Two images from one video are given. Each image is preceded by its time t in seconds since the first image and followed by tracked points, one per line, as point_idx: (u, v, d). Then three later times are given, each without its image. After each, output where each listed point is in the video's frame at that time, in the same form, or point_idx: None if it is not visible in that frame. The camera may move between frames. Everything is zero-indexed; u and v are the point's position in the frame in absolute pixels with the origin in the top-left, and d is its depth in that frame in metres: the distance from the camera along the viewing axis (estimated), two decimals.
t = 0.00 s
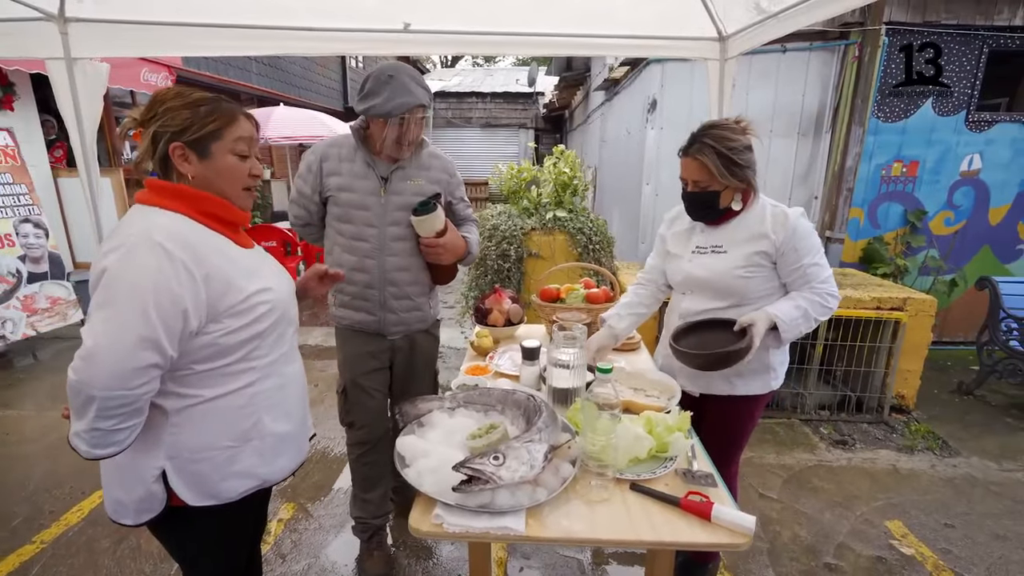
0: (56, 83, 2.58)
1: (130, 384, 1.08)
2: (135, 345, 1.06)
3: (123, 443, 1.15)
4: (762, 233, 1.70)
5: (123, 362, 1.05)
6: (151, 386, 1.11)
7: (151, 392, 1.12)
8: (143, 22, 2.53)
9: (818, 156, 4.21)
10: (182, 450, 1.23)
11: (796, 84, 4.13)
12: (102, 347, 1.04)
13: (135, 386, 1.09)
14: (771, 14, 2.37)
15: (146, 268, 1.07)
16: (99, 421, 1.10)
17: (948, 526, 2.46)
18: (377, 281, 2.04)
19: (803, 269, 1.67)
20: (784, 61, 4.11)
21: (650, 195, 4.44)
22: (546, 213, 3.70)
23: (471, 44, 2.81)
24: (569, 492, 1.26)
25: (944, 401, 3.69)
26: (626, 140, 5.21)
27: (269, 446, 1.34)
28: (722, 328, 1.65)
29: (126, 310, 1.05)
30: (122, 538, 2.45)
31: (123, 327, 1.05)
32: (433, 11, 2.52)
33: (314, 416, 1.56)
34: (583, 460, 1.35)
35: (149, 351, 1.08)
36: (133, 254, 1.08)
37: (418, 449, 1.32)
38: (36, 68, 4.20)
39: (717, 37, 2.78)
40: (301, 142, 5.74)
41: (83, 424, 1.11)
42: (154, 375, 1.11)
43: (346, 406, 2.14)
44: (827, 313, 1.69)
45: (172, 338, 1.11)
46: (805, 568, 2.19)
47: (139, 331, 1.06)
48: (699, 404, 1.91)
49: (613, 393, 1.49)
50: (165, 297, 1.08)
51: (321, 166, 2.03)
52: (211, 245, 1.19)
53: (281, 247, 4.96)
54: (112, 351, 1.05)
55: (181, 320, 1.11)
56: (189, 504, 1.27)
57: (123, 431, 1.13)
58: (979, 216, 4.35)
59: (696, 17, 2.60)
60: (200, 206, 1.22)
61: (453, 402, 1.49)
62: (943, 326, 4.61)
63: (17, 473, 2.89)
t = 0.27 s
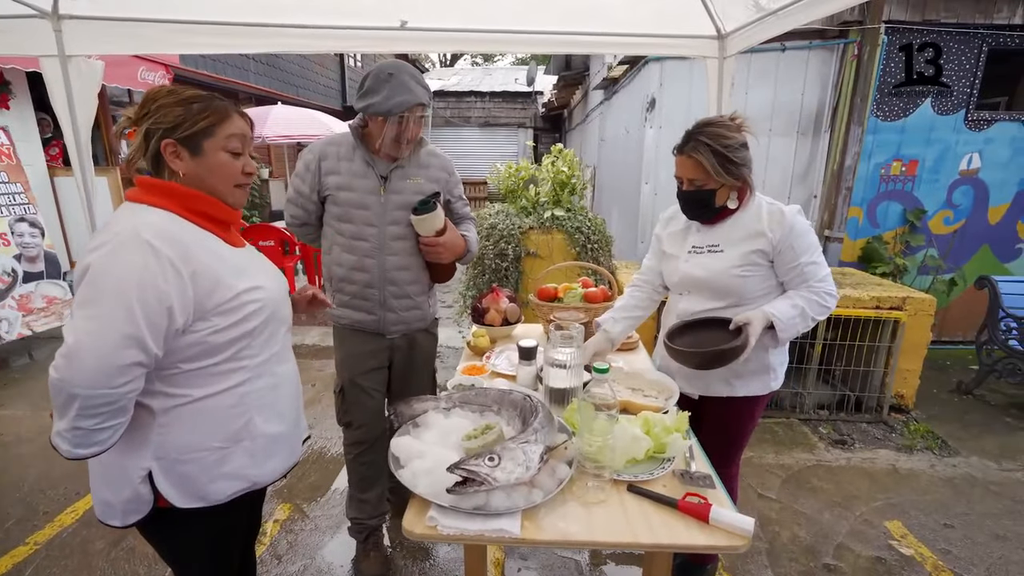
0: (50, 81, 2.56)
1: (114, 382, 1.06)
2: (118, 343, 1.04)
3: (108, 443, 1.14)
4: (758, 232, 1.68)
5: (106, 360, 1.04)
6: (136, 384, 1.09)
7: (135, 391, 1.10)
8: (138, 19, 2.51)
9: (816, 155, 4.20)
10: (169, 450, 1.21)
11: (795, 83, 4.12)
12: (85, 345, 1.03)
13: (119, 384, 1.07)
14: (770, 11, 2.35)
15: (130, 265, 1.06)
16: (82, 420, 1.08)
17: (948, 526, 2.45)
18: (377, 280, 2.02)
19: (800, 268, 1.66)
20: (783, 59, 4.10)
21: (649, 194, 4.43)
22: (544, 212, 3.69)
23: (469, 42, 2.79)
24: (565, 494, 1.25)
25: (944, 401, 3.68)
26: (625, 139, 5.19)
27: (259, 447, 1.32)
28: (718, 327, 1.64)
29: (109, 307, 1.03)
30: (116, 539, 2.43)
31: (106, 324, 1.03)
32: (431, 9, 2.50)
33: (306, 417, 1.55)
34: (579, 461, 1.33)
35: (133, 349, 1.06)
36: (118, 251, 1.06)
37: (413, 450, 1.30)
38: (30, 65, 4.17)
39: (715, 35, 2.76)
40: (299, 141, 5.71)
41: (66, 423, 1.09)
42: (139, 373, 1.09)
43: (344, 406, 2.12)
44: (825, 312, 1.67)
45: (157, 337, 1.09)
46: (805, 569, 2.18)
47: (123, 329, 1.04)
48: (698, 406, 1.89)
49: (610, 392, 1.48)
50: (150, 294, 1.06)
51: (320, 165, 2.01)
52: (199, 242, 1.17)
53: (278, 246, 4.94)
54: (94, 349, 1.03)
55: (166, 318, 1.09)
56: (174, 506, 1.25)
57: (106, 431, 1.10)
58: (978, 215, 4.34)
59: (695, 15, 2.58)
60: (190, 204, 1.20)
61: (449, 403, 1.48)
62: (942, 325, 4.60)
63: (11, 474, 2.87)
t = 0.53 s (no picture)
0: (45, 78, 2.54)
1: (84, 380, 1.05)
2: (88, 340, 1.03)
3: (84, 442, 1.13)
4: (758, 230, 1.67)
5: (75, 358, 1.03)
6: (108, 383, 1.08)
7: (108, 389, 1.09)
8: (134, 16, 2.49)
9: (816, 153, 4.21)
10: (151, 450, 1.19)
11: (795, 81, 4.11)
12: (54, 342, 1.02)
13: (90, 382, 1.06)
14: (770, 8, 2.34)
15: (101, 261, 1.05)
16: (54, 418, 1.07)
17: (947, 525, 2.44)
18: (374, 279, 2.01)
19: (801, 266, 1.65)
20: (783, 57, 4.09)
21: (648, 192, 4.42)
22: (542, 210, 3.68)
23: (467, 39, 2.77)
24: (562, 494, 1.24)
25: (943, 399, 3.67)
26: (625, 137, 5.18)
27: (245, 449, 1.30)
28: (718, 327, 1.63)
29: (79, 304, 1.02)
30: (112, 539, 2.42)
31: (75, 321, 1.02)
32: (428, 5, 2.48)
33: (301, 418, 1.52)
34: (577, 460, 1.32)
35: (103, 346, 1.05)
36: (91, 248, 1.05)
37: (409, 449, 1.29)
38: (25, 62, 4.14)
39: (715, 31, 2.74)
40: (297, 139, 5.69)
41: (41, 420, 1.09)
42: (111, 371, 1.08)
43: (341, 404, 2.11)
44: (826, 311, 1.66)
45: (129, 335, 1.07)
46: (804, 568, 2.17)
47: (92, 326, 1.03)
48: (697, 406, 1.88)
49: (607, 391, 1.48)
50: (121, 291, 1.05)
51: (316, 163, 2.00)
52: (177, 239, 1.16)
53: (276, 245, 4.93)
54: (63, 346, 1.02)
55: (139, 315, 1.08)
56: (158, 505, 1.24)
57: (80, 429, 1.10)
58: (978, 213, 4.32)
59: (694, 12, 2.57)
60: (172, 199, 1.20)
61: (445, 402, 1.47)
62: (941, 324, 4.59)
63: (7, 473, 2.85)
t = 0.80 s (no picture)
0: (42, 75, 2.52)
1: (44, 378, 1.05)
2: (46, 339, 1.03)
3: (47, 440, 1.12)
4: (758, 229, 1.66)
5: (34, 356, 1.03)
6: (69, 382, 1.08)
7: (69, 388, 1.08)
8: (131, 12, 2.47)
9: (817, 151, 4.17)
10: (125, 450, 1.19)
11: (796, 78, 4.10)
12: (13, 340, 1.02)
13: (50, 381, 1.06)
14: (771, 4, 2.33)
15: (64, 260, 1.04)
16: (17, 415, 1.08)
17: (946, 524, 2.43)
18: (371, 276, 2.00)
19: (802, 266, 1.64)
20: (783, 54, 4.08)
21: (648, 190, 4.40)
22: (541, 207, 3.67)
23: (466, 35, 2.76)
24: (559, 493, 1.23)
25: (944, 398, 3.66)
26: (624, 135, 5.16)
27: (223, 453, 1.28)
28: (718, 329, 1.62)
29: (40, 303, 1.02)
30: (109, 537, 2.41)
31: (34, 320, 1.02)
32: (426, 2, 2.46)
33: (289, 423, 1.49)
34: (573, 460, 1.31)
35: (61, 346, 1.04)
36: (57, 247, 1.05)
37: (405, 448, 1.28)
38: (22, 59, 4.12)
39: (715, 28, 2.72)
40: (296, 137, 5.68)
41: (5, 416, 1.09)
42: (72, 371, 1.07)
43: (339, 402, 2.10)
44: (827, 311, 1.65)
45: (91, 335, 1.06)
46: (803, 567, 2.16)
47: (52, 325, 1.02)
48: (696, 405, 1.87)
49: (604, 389, 1.46)
50: (83, 291, 1.04)
51: (313, 161, 1.99)
52: (148, 239, 1.15)
53: (275, 243, 4.92)
54: (22, 344, 1.02)
55: (101, 316, 1.07)
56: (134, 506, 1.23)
57: (44, 427, 1.09)
58: (980, 210, 4.31)
59: (694, 9, 2.55)
60: (146, 195, 1.19)
61: (442, 400, 1.46)
62: (942, 322, 4.58)
63: (6, 471, 2.85)
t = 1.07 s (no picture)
0: (47, 76, 2.54)
1: (33, 375, 1.06)
2: (35, 336, 1.04)
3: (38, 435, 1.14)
4: (760, 231, 1.65)
5: (22, 353, 1.04)
6: (58, 379, 1.09)
7: (58, 386, 1.09)
8: (135, 13, 2.49)
9: (821, 150, 4.17)
10: (117, 448, 1.20)
11: (799, 78, 4.07)
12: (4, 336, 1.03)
13: (39, 378, 1.07)
14: (773, 4, 2.32)
15: (57, 258, 1.05)
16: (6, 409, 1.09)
17: (949, 526, 2.42)
18: (372, 276, 2.00)
19: (804, 268, 1.63)
20: (786, 54, 4.06)
21: (651, 190, 4.40)
22: (544, 207, 3.67)
23: (468, 35, 2.76)
24: (559, 493, 1.23)
25: (948, 399, 3.64)
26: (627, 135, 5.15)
27: (214, 455, 1.28)
28: (720, 330, 1.61)
29: (31, 300, 1.03)
30: (114, 535, 2.43)
31: (23, 317, 1.03)
32: (428, 2, 2.47)
33: (284, 427, 1.49)
34: (573, 460, 1.31)
35: (50, 343, 1.05)
36: (50, 246, 1.06)
37: (405, 448, 1.29)
38: (27, 60, 4.14)
39: (718, 28, 2.72)
40: (300, 137, 5.70)
41: None
42: (61, 369, 1.08)
43: (341, 402, 2.11)
44: (829, 313, 1.65)
45: (81, 334, 1.07)
46: (805, 568, 2.16)
47: (41, 324, 1.03)
48: (697, 406, 1.87)
49: (604, 390, 1.47)
50: (73, 290, 1.05)
51: (315, 161, 2.00)
52: (142, 239, 1.15)
53: (279, 242, 4.94)
54: (11, 341, 1.03)
55: (91, 315, 1.07)
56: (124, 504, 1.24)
57: (34, 423, 1.11)
58: (985, 211, 4.28)
59: (696, 9, 2.55)
60: (147, 197, 1.20)
61: (442, 400, 1.46)
62: (947, 322, 4.55)
63: (13, 468, 2.88)
